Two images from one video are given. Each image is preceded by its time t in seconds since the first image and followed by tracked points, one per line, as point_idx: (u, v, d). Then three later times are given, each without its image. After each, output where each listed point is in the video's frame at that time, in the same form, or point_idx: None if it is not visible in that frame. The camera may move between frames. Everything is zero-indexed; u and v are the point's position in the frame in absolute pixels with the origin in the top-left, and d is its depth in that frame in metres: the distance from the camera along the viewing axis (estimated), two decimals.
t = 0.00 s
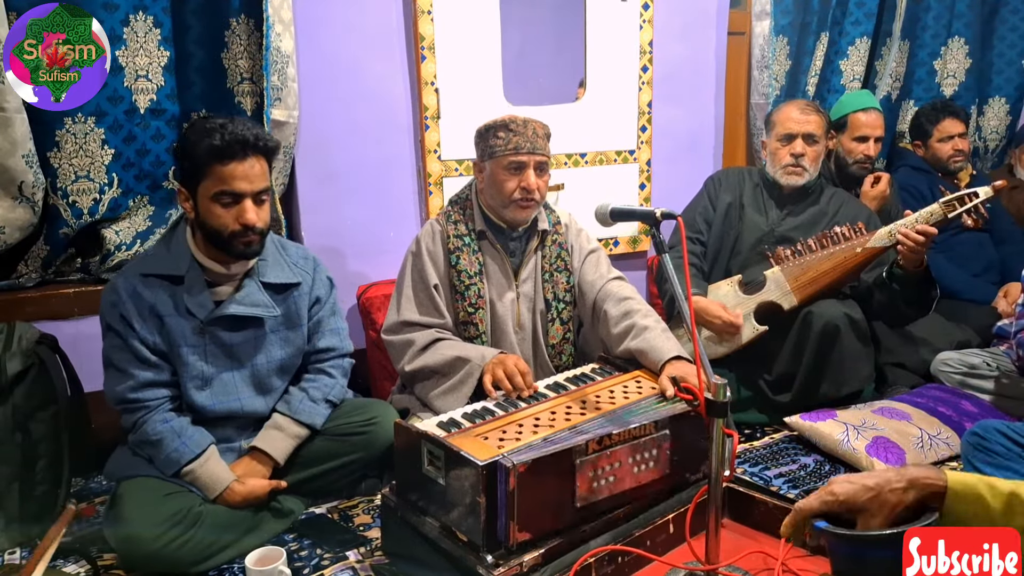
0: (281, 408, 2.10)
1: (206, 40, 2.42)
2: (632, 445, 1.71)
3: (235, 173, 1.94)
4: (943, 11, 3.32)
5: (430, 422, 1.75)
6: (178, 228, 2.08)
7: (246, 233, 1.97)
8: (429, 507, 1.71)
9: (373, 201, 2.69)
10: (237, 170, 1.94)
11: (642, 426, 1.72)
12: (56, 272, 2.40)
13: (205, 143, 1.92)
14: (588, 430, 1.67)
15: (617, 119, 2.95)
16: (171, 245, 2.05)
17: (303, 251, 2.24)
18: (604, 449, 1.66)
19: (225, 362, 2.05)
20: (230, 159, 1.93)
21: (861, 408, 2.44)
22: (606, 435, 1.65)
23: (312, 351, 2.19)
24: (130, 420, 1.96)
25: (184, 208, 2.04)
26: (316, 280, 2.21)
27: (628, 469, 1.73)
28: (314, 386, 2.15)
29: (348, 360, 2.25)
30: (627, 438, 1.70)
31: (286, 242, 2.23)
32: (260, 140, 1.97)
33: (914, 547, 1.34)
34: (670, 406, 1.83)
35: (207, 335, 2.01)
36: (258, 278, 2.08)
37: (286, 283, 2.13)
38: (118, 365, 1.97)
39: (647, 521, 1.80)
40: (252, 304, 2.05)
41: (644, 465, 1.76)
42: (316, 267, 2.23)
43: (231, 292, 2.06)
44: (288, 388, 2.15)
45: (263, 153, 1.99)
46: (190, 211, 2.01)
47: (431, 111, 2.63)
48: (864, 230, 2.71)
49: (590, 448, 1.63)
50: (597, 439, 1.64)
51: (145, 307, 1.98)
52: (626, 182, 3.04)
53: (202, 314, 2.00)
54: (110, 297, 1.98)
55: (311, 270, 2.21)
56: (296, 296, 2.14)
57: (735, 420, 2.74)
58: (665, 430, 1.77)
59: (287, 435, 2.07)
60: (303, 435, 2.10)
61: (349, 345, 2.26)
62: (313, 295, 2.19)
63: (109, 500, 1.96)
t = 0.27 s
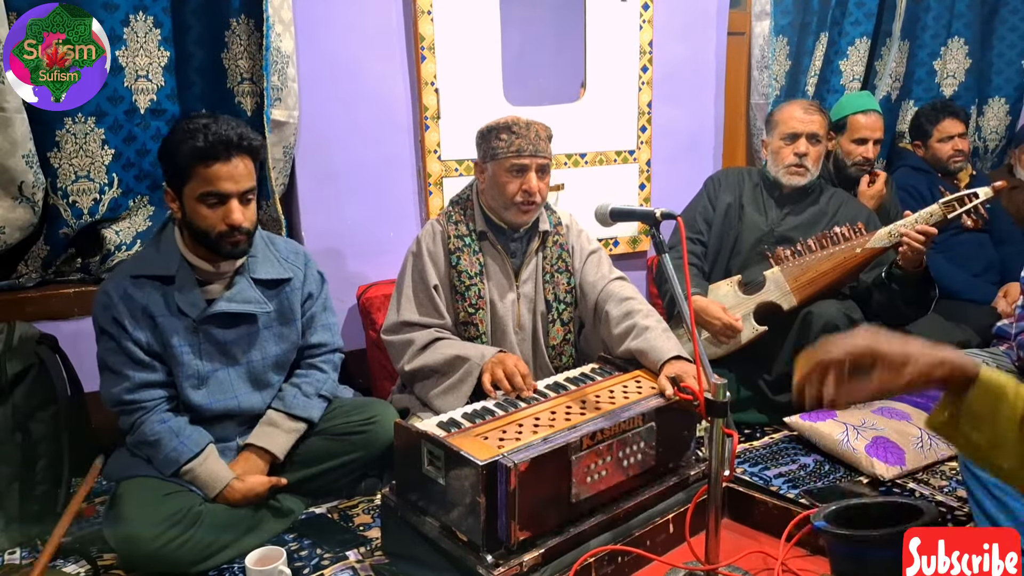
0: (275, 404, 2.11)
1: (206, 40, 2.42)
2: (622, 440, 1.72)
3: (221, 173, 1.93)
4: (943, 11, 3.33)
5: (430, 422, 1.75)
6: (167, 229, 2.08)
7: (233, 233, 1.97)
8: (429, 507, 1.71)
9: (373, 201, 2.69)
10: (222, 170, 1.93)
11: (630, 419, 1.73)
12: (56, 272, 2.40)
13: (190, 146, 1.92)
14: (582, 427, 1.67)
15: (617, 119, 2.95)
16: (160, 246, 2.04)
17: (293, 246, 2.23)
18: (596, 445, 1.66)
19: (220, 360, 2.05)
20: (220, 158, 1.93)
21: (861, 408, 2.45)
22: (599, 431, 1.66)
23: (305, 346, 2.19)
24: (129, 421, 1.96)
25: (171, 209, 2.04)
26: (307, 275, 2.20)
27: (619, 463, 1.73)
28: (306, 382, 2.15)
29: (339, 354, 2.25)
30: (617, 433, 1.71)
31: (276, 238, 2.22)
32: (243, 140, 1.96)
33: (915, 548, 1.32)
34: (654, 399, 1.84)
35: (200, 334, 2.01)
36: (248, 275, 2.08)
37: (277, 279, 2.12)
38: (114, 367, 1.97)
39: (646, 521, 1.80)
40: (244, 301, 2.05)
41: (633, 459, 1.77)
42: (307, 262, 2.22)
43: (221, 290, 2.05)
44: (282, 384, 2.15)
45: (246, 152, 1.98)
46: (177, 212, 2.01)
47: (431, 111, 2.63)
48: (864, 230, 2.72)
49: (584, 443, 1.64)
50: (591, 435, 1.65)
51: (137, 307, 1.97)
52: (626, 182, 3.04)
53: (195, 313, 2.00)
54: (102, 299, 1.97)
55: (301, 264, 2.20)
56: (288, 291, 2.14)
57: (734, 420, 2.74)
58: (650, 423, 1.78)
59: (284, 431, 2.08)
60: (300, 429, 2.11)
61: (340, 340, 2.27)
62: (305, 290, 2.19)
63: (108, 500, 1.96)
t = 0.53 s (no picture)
0: (278, 405, 2.11)
1: (206, 40, 2.42)
2: (630, 444, 1.71)
3: (213, 172, 1.93)
4: (943, 11, 3.33)
5: (430, 422, 1.75)
6: (165, 230, 2.07)
7: (228, 232, 1.97)
8: (428, 507, 1.71)
9: (373, 201, 2.70)
10: (214, 169, 1.93)
11: (639, 424, 1.72)
12: (56, 272, 2.40)
13: (184, 145, 1.93)
14: (586, 429, 1.67)
15: (617, 119, 2.95)
16: (159, 248, 2.04)
17: (293, 248, 2.23)
18: (602, 449, 1.66)
19: (218, 361, 2.05)
20: (212, 158, 1.93)
21: (861, 408, 2.44)
22: (605, 435, 1.65)
23: (306, 350, 2.19)
24: (128, 422, 1.96)
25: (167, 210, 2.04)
26: (308, 278, 2.20)
27: (626, 467, 1.73)
28: (310, 384, 2.15)
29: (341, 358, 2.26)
30: (625, 438, 1.70)
31: (275, 240, 2.22)
32: (235, 138, 1.96)
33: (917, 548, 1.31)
34: (666, 405, 1.83)
35: (199, 335, 2.01)
36: (247, 276, 2.08)
37: (275, 281, 2.12)
38: (113, 368, 1.97)
39: (647, 521, 1.80)
40: (243, 303, 2.05)
41: (642, 463, 1.76)
42: (308, 266, 2.22)
43: (220, 292, 2.05)
44: (284, 386, 2.16)
45: (241, 152, 1.98)
46: (173, 213, 2.01)
47: (431, 111, 2.63)
48: (864, 230, 2.70)
49: (589, 446, 1.63)
50: (595, 439, 1.64)
51: (135, 309, 1.97)
52: (626, 182, 3.04)
53: (194, 315, 2.00)
54: (101, 301, 1.98)
55: (301, 267, 2.20)
56: (287, 293, 2.14)
57: (734, 420, 2.74)
58: (662, 429, 1.77)
59: (287, 433, 2.09)
60: (304, 432, 2.12)
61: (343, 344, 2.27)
62: (305, 295, 2.18)
63: (108, 501, 1.96)
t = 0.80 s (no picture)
0: (283, 406, 2.11)
1: (206, 40, 2.43)
2: (624, 441, 1.72)
3: (214, 168, 1.92)
4: (943, 11, 3.34)
5: (430, 422, 1.75)
6: (173, 229, 2.06)
7: (231, 229, 1.96)
8: (429, 507, 1.71)
9: (374, 201, 2.70)
10: (215, 164, 1.91)
11: (632, 420, 1.73)
12: (56, 272, 2.40)
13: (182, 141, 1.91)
14: (584, 428, 1.67)
15: (617, 119, 2.96)
16: (166, 246, 2.03)
17: (300, 252, 2.23)
18: (598, 446, 1.66)
19: (219, 362, 2.05)
20: (215, 150, 1.91)
21: (862, 409, 2.45)
22: (600, 432, 1.66)
23: (311, 353, 2.20)
24: (130, 421, 1.97)
25: (173, 208, 2.03)
26: (314, 282, 2.21)
27: (622, 464, 1.74)
28: (315, 386, 2.16)
29: (347, 361, 2.26)
30: (619, 434, 1.71)
31: (284, 243, 2.22)
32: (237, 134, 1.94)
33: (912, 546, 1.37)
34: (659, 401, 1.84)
35: (204, 335, 2.01)
36: (253, 278, 2.07)
37: (281, 283, 2.12)
38: (117, 365, 1.97)
39: (646, 521, 1.81)
40: (249, 305, 2.05)
41: (636, 460, 1.77)
42: (313, 269, 2.23)
43: (226, 292, 2.05)
44: (288, 386, 2.16)
45: (244, 148, 1.96)
46: (178, 211, 2.01)
47: (431, 111, 2.63)
48: (864, 230, 2.70)
49: (585, 444, 1.64)
50: (592, 436, 1.65)
51: (141, 307, 1.97)
52: (626, 182, 3.04)
53: (199, 315, 1.99)
54: (107, 298, 1.97)
55: (308, 271, 2.21)
56: (293, 296, 2.14)
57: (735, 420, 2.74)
58: (654, 424, 1.78)
59: (290, 433, 2.09)
60: (306, 432, 2.12)
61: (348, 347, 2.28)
62: (311, 298, 2.19)
63: (108, 500, 1.96)
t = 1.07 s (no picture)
0: (284, 405, 2.11)
1: (206, 40, 2.43)
2: (630, 444, 1.72)
3: (215, 165, 1.92)
4: (943, 11, 3.33)
5: (430, 422, 1.75)
6: (176, 229, 2.07)
7: (231, 227, 1.96)
8: (429, 507, 1.71)
9: (374, 201, 2.69)
10: (217, 162, 1.92)
11: (640, 424, 1.72)
12: (56, 272, 2.40)
13: (185, 139, 1.92)
14: (587, 429, 1.67)
15: (617, 119, 2.96)
16: (169, 246, 2.03)
17: (303, 253, 2.23)
18: (603, 449, 1.66)
19: (220, 363, 2.05)
20: (217, 148, 1.92)
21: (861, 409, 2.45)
22: (605, 435, 1.65)
23: (312, 353, 2.19)
24: (130, 420, 1.97)
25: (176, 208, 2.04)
26: (315, 282, 2.20)
27: (627, 468, 1.73)
28: (315, 386, 2.16)
29: (348, 361, 2.26)
30: (626, 438, 1.70)
31: (286, 244, 2.22)
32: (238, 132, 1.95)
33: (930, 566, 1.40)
34: (668, 405, 1.83)
35: (206, 335, 2.01)
36: (255, 277, 2.08)
37: (283, 283, 2.12)
38: (118, 365, 1.97)
39: (647, 521, 1.80)
40: (250, 305, 2.04)
41: (643, 464, 1.76)
42: (315, 270, 2.22)
43: (228, 292, 2.05)
44: (289, 386, 2.16)
45: (246, 145, 1.97)
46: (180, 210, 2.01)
47: (431, 111, 2.63)
48: (864, 229, 2.71)
49: (590, 446, 1.64)
50: (596, 439, 1.64)
51: (143, 306, 1.98)
52: (626, 182, 3.04)
53: (200, 314, 1.99)
54: (109, 297, 1.98)
55: (309, 272, 2.20)
56: (294, 296, 2.14)
57: (734, 420, 2.74)
58: (663, 429, 1.77)
59: (291, 433, 2.09)
60: (307, 432, 2.12)
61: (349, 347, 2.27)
62: (313, 298, 2.19)
63: (109, 500, 1.96)
